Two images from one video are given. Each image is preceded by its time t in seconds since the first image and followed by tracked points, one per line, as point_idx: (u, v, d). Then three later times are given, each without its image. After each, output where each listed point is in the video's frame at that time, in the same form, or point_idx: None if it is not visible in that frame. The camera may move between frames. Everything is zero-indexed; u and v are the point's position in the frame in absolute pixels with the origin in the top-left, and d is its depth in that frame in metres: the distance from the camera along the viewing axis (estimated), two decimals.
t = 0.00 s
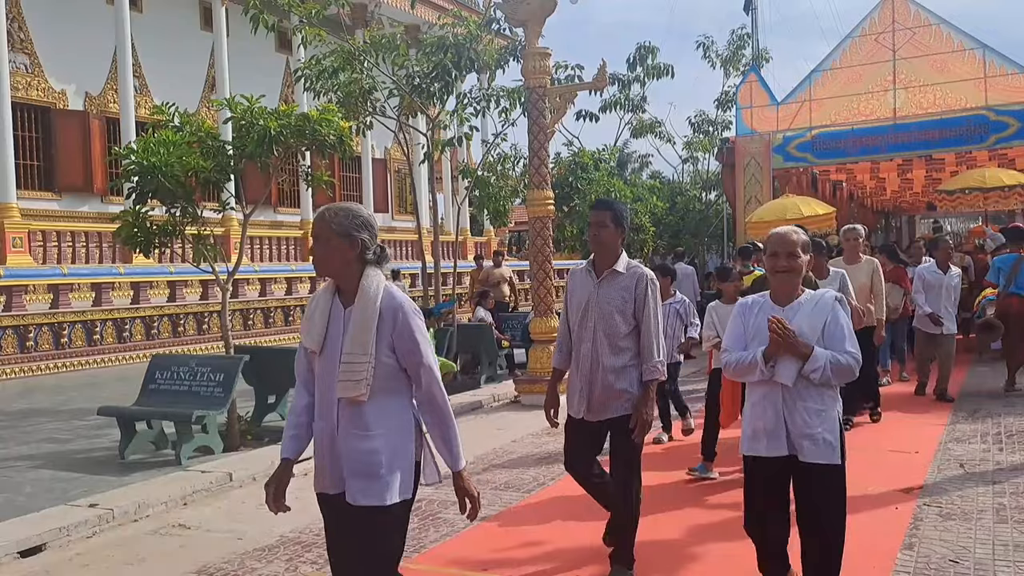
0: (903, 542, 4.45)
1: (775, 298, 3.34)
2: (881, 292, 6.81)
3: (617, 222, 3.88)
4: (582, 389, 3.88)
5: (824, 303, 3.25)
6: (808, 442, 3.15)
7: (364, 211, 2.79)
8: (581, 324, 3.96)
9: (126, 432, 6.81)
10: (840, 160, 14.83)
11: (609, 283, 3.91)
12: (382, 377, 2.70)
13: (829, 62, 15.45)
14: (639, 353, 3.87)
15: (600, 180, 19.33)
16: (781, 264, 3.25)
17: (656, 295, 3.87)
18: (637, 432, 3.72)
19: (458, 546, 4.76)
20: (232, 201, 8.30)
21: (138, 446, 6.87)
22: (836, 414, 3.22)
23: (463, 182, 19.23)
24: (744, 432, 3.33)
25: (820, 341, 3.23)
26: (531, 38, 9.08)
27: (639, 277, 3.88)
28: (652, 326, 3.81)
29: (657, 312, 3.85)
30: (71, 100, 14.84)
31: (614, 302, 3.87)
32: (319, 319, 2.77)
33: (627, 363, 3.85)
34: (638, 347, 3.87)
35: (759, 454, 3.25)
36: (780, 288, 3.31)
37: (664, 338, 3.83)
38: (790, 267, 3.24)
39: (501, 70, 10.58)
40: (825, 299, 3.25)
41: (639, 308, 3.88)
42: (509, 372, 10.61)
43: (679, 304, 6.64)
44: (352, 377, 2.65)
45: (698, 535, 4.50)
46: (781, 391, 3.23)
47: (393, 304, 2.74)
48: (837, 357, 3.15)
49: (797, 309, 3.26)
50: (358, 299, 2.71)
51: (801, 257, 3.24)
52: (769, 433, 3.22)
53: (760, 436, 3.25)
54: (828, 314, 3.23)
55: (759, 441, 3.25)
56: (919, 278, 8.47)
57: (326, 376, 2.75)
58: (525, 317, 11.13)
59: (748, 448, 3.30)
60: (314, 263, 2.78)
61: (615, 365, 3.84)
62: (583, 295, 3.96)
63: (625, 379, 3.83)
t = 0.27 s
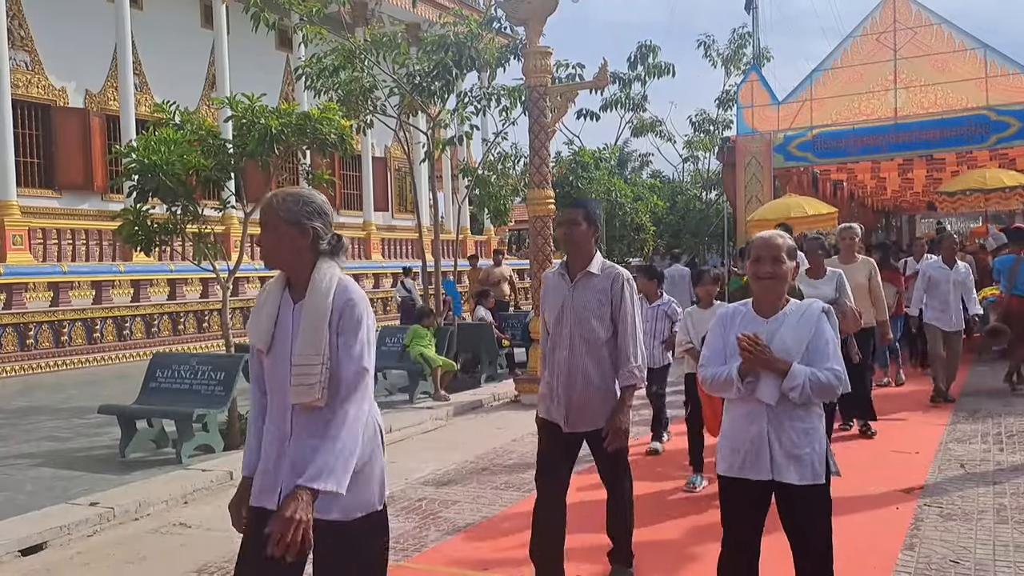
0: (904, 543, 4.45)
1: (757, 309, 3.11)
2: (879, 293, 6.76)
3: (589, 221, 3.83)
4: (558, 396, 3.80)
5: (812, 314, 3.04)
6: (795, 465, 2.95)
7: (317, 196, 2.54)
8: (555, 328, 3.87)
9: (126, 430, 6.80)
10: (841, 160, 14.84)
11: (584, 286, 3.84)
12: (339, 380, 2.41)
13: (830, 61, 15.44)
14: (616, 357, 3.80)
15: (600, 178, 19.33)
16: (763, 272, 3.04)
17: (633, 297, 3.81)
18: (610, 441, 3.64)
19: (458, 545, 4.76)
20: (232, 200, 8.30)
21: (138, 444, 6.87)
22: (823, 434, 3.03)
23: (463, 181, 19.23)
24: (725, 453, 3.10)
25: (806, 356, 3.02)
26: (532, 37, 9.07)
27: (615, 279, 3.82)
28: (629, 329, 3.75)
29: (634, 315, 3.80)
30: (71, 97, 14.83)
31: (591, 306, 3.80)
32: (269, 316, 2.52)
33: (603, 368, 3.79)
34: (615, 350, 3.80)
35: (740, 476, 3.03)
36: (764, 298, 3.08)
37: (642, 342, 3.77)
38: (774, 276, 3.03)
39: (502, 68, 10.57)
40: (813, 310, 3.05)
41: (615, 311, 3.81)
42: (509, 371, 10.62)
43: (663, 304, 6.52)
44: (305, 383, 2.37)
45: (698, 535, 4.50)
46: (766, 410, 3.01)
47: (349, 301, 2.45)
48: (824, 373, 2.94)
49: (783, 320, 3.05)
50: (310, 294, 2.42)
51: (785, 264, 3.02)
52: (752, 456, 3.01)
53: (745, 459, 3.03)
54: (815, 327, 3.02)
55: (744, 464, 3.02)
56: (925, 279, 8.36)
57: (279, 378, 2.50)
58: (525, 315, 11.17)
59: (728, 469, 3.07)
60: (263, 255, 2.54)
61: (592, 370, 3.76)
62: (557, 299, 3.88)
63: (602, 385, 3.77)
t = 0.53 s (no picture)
0: (904, 543, 4.46)
1: (715, 309, 2.99)
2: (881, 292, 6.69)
3: (551, 216, 3.54)
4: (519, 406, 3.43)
5: (772, 312, 2.93)
6: (759, 475, 2.78)
7: (227, 199, 2.33)
8: (515, 331, 3.52)
9: (127, 429, 6.81)
10: (842, 160, 14.86)
11: (547, 285, 3.51)
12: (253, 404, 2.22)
13: (831, 61, 15.44)
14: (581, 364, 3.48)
15: (601, 178, 19.34)
16: (719, 269, 2.92)
17: (599, 296, 3.53)
18: (591, 455, 3.39)
19: (458, 545, 4.76)
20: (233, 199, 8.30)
21: (138, 443, 6.88)
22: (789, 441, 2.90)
23: (464, 180, 19.24)
24: (684, 465, 2.95)
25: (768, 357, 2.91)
26: (533, 36, 9.07)
27: (580, 276, 3.52)
28: (596, 331, 3.46)
29: (601, 316, 3.51)
30: (72, 95, 14.83)
31: (556, 306, 3.48)
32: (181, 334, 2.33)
33: (569, 375, 3.46)
34: (582, 354, 3.49)
35: (704, 491, 2.86)
36: (721, 297, 2.96)
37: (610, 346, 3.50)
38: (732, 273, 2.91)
39: (503, 68, 10.58)
40: (774, 308, 2.95)
41: (581, 313, 3.50)
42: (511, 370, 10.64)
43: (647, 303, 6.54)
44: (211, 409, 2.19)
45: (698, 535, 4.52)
46: (729, 416, 2.87)
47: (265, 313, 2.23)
48: (791, 375, 2.84)
49: (744, 319, 2.93)
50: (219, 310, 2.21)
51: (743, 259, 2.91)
52: (715, 466, 2.85)
53: (704, 469, 2.87)
54: (777, 325, 2.93)
55: (703, 475, 2.87)
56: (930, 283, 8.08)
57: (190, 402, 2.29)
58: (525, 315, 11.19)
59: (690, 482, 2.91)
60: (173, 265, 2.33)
61: (558, 377, 3.44)
62: (517, 300, 3.53)
63: (569, 393, 3.44)
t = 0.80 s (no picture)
0: (907, 542, 4.46)
1: (684, 322, 2.84)
2: (880, 293, 6.54)
3: (527, 212, 3.38)
4: (494, 416, 3.30)
5: (745, 324, 2.77)
6: (733, 503, 2.64)
7: (123, 182, 2.18)
8: (487, 336, 3.37)
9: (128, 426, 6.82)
10: (843, 158, 14.87)
11: (522, 285, 3.36)
12: (151, 408, 2.10)
13: (833, 60, 15.44)
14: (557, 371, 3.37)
15: (603, 176, 19.33)
16: (680, 278, 2.76)
17: (577, 299, 3.40)
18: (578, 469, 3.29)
19: (460, 543, 4.76)
20: (235, 196, 8.30)
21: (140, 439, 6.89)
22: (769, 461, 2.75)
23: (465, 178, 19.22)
24: (661, 491, 2.81)
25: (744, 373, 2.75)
26: (535, 34, 9.06)
27: (559, 278, 3.37)
28: (575, 336, 3.35)
29: (579, 320, 3.38)
30: (73, 93, 14.82)
31: (533, 312, 3.33)
32: (83, 336, 2.23)
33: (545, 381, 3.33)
34: (559, 360, 3.38)
35: (677, 519, 2.73)
36: (686, 307, 2.79)
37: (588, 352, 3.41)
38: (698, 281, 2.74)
39: (505, 66, 10.56)
40: (748, 319, 2.78)
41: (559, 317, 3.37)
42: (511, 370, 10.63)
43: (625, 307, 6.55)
44: (107, 412, 2.06)
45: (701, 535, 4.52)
46: (704, 440, 2.71)
47: (173, 308, 2.11)
48: (769, 393, 2.68)
49: (717, 333, 2.77)
50: (120, 306, 2.10)
51: (711, 266, 2.75)
52: (689, 492, 2.70)
53: (679, 496, 2.73)
54: (752, 338, 2.76)
55: (677, 504, 2.73)
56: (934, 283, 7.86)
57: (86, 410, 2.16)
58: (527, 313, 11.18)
59: (669, 514, 2.76)
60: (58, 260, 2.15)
61: (534, 385, 3.30)
62: (490, 300, 3.39)
63: (544, 399, 3.31)
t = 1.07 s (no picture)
0: (913, 541, 4.46)
1: (669, 324, 2.68)
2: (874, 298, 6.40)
3: (523, 211, 3.28)
4: (467, 422, 3.24)
5: (728, 330, 2.57)
6: (707, 528, 2.49)
7: (31, 186, 2.08)
8: (469, 338, 3.32)
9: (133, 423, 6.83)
10: (846, 157, 14.89)
11: (510, 288, 3.28)
12: (57, 439, 1.97)
13: (835, 58, 15.44)
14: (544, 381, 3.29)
15: (605, 175, 19.33)
16: (664, 280, 2.62)
17: (566, 307, 3.30)
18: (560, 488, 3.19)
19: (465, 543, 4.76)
20: (238, 195, 8.29)
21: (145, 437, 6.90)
22: (748, 484, 2.56)
23: (467, 177, 19.21)
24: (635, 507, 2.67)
25: (723, 385, 2.56)
26: (538, 32, 9.04)
27: (548, 284, 3.29)
28: (561, 346, 3.26)
29: (566, 329, 3.28)
30: (74, 90, 14.81)
31: (517, 317, 3.25)
32: None
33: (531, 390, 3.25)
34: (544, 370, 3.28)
35: (648, 541, 2.59)
36: (674, 309, 2.65)
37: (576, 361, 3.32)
38: (679, 279, 2.60)
39: (508, 64, 10.55)
40: (731, 325, 2.58)
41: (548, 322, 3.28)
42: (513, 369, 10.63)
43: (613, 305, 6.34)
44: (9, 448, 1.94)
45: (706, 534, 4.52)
46: (671, 456, 2.56)
47: (74, 327, 1.98)
48: (742, 408, 2.47)
49: (693, 340, 2.60)
50: (16, 329, 1.97)
51: (692, 263, 2.60)
52: (660, 513, 2.56)
53: (651, 516, 2.59)
54: (734, 347, 2.56)
55: (649, 523, 2.59)
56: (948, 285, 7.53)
57: None
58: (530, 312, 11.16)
59: (633, 530, 2.64)
60: None
61: (512, 393, 3.22)
62: (477, 302, 3.31)
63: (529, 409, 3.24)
